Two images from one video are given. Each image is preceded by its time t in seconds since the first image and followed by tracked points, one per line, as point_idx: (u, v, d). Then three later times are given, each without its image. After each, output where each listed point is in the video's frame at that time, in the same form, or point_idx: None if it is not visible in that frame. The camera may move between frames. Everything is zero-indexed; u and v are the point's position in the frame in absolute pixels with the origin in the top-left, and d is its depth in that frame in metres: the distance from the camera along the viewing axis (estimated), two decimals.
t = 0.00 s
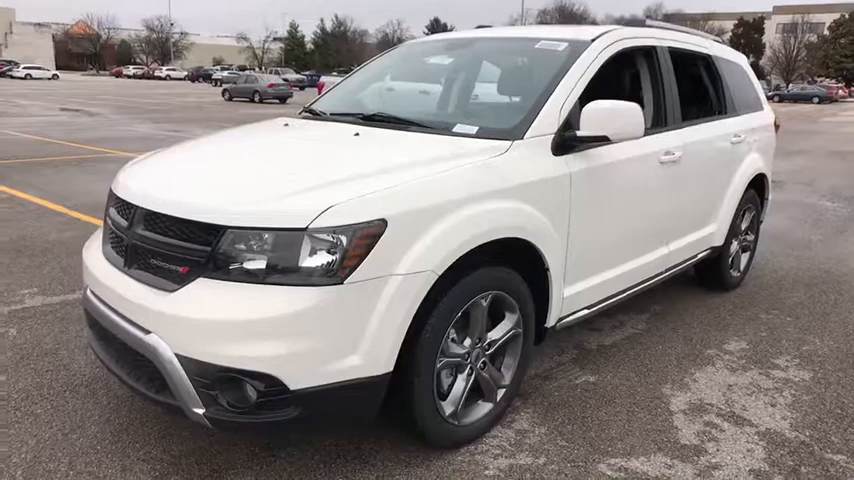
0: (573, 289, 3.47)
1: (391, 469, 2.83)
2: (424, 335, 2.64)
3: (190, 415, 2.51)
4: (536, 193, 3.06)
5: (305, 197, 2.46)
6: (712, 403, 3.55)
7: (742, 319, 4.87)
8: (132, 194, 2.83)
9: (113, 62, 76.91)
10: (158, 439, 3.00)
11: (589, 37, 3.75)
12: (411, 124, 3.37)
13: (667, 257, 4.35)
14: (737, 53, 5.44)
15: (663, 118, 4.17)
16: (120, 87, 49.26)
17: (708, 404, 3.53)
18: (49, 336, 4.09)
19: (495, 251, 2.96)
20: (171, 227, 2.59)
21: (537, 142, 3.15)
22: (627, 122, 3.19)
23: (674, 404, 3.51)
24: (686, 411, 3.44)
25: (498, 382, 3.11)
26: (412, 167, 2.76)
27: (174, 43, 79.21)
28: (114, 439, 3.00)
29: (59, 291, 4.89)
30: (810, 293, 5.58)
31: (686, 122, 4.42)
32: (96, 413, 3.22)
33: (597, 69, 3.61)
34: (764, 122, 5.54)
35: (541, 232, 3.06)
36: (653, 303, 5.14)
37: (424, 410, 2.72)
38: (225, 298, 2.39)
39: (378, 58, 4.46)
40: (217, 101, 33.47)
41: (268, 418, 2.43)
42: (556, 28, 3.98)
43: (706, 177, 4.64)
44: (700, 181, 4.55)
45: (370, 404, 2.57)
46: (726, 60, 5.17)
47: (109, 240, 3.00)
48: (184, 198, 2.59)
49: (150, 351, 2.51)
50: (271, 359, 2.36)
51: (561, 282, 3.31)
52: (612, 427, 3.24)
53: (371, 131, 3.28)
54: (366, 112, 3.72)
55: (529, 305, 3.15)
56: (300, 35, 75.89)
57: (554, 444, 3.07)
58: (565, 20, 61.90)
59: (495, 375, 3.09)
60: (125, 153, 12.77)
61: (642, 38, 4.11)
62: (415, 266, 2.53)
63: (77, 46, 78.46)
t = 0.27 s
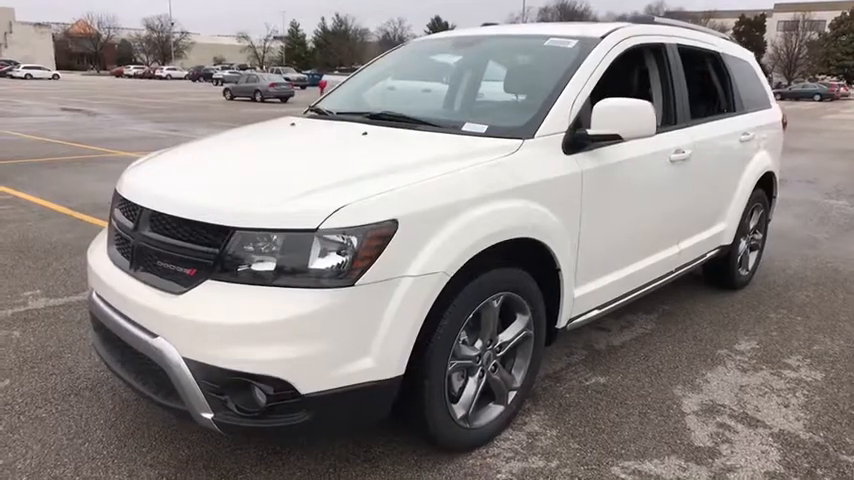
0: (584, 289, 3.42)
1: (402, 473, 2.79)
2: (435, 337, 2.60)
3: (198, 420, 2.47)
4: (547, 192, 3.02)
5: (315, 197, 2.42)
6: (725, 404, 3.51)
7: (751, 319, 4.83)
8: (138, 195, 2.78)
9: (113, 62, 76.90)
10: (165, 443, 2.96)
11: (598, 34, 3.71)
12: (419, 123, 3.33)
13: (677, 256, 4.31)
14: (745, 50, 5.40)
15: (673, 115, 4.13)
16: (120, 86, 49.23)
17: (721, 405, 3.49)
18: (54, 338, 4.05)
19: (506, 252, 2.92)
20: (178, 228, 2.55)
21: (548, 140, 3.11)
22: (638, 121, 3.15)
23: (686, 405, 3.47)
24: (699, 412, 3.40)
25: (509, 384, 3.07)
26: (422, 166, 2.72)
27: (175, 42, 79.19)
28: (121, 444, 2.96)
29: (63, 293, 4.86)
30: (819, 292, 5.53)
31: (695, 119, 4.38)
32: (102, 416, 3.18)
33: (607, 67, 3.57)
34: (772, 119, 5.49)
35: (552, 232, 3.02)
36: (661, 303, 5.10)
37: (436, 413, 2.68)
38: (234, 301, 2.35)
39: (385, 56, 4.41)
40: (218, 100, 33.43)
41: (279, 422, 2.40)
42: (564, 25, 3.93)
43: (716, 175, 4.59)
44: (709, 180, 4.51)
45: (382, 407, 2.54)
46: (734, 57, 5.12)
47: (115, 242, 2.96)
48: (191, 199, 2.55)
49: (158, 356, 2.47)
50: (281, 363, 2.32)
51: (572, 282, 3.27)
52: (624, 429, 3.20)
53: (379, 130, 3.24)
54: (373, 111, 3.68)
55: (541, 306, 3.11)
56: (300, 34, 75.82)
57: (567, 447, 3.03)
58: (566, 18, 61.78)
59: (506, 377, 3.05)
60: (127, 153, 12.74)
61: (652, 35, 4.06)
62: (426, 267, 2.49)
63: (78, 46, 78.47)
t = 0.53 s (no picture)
0: (590, 290, 3.39)
1: (408, 477, 2.76)
2: (443, 340, 2.57)
3: (202, 424, 2.43)
4: (555, 192, 2.99)
5: (321, 197, 2.39)
6: (731, 406, 3.48)
7: (755, 319, 4.81)
8: (140, 194, 2.74)
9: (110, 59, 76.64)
10: (165, 446, 2.93)
11: (604, 33, 3.67)
12: (424, 122, 3.29)
13: (682, 257, 4.28)
14: (749, 50, 5.37)
15: (679, 115, 4.10)
16: (117, 84, 49.05)
17: (727, 407, 3.46)
18: (52, 339, 4.01)
19: (513, 253, 2.89)
20: (181, 229, 2.50)
21: (555, 140, 3.07)
22: (647, 121, 3.12)
23: (692, 407, 3.44)
24: (705, 414, 3.37)
25: (515, 386, 3.04)
26: (429, 166, 2.69)
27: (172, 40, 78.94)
28: (121, 447, 2.92)
29: (61, 292, 4.81)
30: (822, 292, 5.51)
31: (700, 119, 4.35)
32: (102, 419, 3.14)
33: (614, 66, 3.54)
34: (776, 119, 5.47)
35: (559, 233, 2.99)
36: (664, 303, 5.07)
37: (443, 416, 2.65)
38: (240, 303, 2.31)
39: (388, 54, 4.37)
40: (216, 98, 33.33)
41: (284, 426, 2.36)
42: (570, 23, 3.90)
43: (720, 175, 4.56)
44: (714, 180, 4.48)
45: (389, 411, 2.50)
46: (738, 56, 5.09)
47: (116, 243, 2.91)
48: (194, 199, 2.50)
49: (161, 359, 2.43)
50: (288, 365, 2.28)
51: (578, 284, 3.24)
52: (632, 432, 3.17)
53: (384, 129, 3.20)
54: (377, 110, 3.64)
55: (548, 307, 3.08)
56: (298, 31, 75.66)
57: (574, 450, 3.00)
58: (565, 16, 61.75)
59: (512, 379, 3.02)
60: (125, 151, 12.66)
61: (657, 34, 4.03)
62: (434, 269, 2.46)
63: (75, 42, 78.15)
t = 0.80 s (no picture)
0: (593, 295, 3.38)
1: None
2: (447, 345, 2.55)
3: (202, 430, 2.40)
4: (558, 197, 2.98)
5: (325, 202, 2.37)
6: (733, 411, 3.47)
7: (755, 324, 4.80)
8: (140, 198, 2.71)
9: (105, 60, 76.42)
10: (164, 453, 2.90)
11: (606, 37, 3.67)
12: (426, 126, 3.28)
13: (682, 261, 4.27)
14: (748, 55, 5.38)
15: (680, 120, 4.09)
16: (113, 85, 48.89)
17: (729, 412, 3.45)
18: (48, 343, 3.97)
19: (517, 257, 2.88)
20: (182, 233, 2.48)
21: (558, 145, 3.06)
22: (650, 126, 3.11)
23: (694, 413, 3.43)
24: (707, 420, 3.36)
25: (518, 392, 3.02)
26: (433, 171, 2.67)
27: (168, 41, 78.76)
28: (120, 454, 2.89)
29: (57, 296, 4.77)
30: (820, 297, 5.52)
31: (701, 124, 4.35)
32: (99, 425, 3.11)
33: (616, 70, 3.53)
34: (774, 124, 5.48)
35: (563, 238, 2.98)
36: (663, 308, 5.07)
37: (446, 422, 2.63)
38: (242, 308, 2.29)
39: (389, 57, 4.35)
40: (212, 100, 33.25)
41: (287, 433, 2.34)
42: (572, 28, 3.89)
43: (720, 179, 4.56)
44: (714, 184, 4.48)
45: (392, 417, 2.48)
46: (737, 61, 5.10)
47: (115, 247, 2.88)
48: (196, 203, 2.48)
49: (162, 365, 2.40)
50: (290, 372, 2.26)
51: (581, 289, 3.22)
52: (634, 437, 3.16)
53: (386, 133, 3.18)
54: (378, 113, 3.62)
55: (550, 312, 3.06)
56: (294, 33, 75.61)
57: (576, 456, 2.99)
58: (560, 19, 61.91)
59: (515, 385, 3.00)
60: (120, 153, 12.61)
61: (659, 39, 4.03)
62: (438, 274, 2.45)
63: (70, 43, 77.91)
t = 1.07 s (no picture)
0: (590, 298, 3.39)
1: None
2: (447, 350, 2.55)
3: (202, 436, 2.39)
4: (556, 200, 2.98)
5: (324, 207, 2.36)
6: (729, 412, 3.49)
7: (748, 325, 4.84)
8: (137, 202, 2.69)
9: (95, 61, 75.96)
10: (162, 459, 2.88)
11: (603, 41, 3.68)
12: (423, 129, 3.28)
13: (677, 263, 4.30)
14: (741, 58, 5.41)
15: (675, 122, 4.11)
16: (102, 86, 48.58)
17: (726, 414, 3.47)
18: (42, 348, 3.94)
19: (515, 261, 2.88)
20: (180, 238, 2.46)
21: (556, 148, 3.07)
22: (646, 130, 3.13)
23: (691, 414, 3.45)
24: (704, 422, 3.38)
25: (517, 395, 3.02)
26: (432, 175, 2.67)
27: (158, 42, 78.39)
28: (117, 460, 2.87)
29: (50, 300, 4.73)
30: (812, 298, 5.56)
31: (696, 127, 4.37)
32: (96, 431, 3.09)
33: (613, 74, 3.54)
34: (768, 126, 5.51)
35: (561, 241, 2.98)
36: (658, 310, 5.09)
37: (446, 426, 2.63)
38: (242, 314, 2.28)
39: (385, 60, 4.35)
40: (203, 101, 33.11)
41: (287, 439, 2.33)
42: (568, 31, 3.90)
43: (715, 182, 4.59)
44: (709, 186, 4.51)
45: (392, 422, 2.48)
46: (731, 64, 5.13)
47: (112, 251, 2.86)
48: (194, 208, 2.46)
49: (161, 370, 2.38)
50: (291, 377, 2.25)
51: (579, 292, 3.23)
52: (632, 440, 3.17)
53: (384, 137, 3.17)
54: (374, 116, 3.61)
55: (549, 316, 3.07)
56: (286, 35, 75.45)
57: (575, 459, 2.99)
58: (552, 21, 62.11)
59: (514, 388, 3.00)
60: (111, 154, 12.53)
61: (654, 42, 4.04)
62: (438, 278, 2.45)
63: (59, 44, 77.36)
